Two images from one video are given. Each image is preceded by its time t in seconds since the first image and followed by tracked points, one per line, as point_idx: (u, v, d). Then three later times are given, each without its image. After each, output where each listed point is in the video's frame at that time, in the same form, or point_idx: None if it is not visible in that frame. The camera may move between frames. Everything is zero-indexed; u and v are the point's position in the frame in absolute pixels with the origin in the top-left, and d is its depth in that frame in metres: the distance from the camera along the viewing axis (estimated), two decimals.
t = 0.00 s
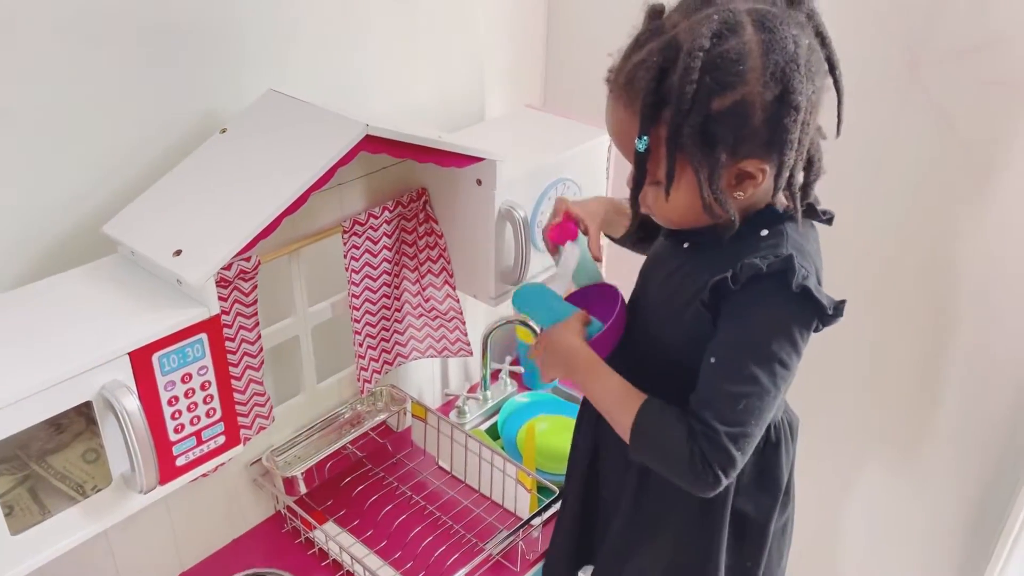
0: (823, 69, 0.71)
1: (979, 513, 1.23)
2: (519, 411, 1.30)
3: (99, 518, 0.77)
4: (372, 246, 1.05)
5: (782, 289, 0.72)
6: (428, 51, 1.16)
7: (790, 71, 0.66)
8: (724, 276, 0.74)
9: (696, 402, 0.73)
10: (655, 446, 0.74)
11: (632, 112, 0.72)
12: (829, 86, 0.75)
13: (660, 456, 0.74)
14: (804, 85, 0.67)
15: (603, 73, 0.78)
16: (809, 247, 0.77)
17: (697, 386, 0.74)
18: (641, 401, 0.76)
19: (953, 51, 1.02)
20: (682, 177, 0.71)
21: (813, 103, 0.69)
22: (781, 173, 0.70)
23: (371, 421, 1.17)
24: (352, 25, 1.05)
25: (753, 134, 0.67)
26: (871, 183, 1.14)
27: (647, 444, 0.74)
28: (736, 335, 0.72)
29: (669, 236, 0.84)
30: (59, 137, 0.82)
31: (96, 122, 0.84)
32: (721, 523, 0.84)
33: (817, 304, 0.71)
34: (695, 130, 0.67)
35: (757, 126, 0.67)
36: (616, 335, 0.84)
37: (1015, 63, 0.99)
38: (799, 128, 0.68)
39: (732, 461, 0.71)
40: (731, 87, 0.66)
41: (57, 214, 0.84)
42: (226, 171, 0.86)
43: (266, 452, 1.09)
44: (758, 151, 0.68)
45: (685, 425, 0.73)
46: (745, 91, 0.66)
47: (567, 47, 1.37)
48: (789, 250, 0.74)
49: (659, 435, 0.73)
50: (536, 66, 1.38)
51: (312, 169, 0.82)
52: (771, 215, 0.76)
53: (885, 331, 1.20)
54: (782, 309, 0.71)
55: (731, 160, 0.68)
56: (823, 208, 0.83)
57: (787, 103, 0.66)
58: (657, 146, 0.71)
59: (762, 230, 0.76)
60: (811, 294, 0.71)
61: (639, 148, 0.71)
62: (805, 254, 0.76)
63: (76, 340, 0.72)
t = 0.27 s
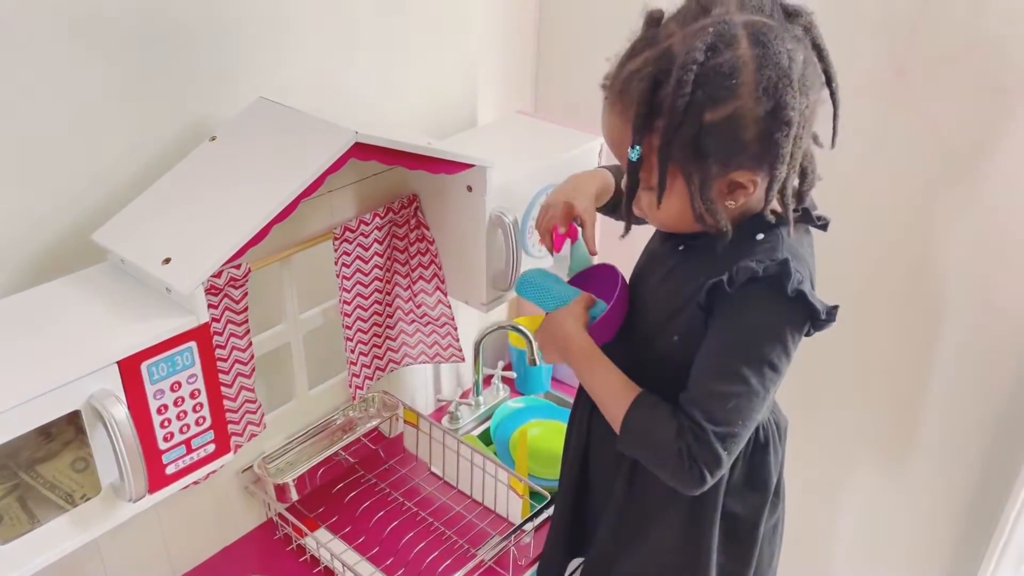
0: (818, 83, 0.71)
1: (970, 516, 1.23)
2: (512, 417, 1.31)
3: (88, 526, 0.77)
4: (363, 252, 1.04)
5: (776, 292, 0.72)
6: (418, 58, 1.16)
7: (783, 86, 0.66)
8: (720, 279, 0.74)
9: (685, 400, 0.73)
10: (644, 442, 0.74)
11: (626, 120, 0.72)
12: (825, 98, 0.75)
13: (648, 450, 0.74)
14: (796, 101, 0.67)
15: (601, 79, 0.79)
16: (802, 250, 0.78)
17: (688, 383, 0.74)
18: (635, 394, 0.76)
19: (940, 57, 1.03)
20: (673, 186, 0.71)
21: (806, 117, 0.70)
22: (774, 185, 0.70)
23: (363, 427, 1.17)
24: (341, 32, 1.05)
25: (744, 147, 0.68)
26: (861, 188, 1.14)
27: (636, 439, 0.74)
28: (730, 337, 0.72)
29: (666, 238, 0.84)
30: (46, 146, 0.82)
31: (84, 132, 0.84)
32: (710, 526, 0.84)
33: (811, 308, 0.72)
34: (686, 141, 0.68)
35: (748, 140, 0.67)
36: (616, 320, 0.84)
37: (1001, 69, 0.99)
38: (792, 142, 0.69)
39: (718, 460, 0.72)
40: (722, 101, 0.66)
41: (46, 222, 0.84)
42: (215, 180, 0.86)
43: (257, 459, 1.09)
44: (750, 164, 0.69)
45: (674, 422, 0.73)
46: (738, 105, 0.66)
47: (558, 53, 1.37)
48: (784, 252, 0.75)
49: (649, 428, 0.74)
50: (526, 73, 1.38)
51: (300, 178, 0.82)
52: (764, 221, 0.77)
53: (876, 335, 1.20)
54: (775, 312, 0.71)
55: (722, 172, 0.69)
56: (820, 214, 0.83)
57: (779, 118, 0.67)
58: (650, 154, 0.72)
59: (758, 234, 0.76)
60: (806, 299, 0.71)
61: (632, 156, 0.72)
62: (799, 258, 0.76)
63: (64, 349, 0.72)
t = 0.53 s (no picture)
0: (815, 91, 0.71)
1: (965, 518, 1.23)
2: (507, 419, 1.30)
3: (80, 531, 0.77)
4: (356, 256, 1.04)
5: (775, 303, 0.72)
6: (410, 62, 1.16)
7: (779, 92, 0.67)
8: (718, 290, 0.74)
9: (686, 411, 0.72)
10: (645, 454, 0.73)
11: (621, 123, 0.72)
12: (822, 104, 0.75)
13: (648, 462, 0.73)
14: (792, 107, 0.67)
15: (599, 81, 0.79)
16: (798, 257, 0.78)
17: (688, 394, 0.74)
18: (634, 406, 0.76)
19: (931, 59, 1.03)
20: (667, 190, 0.71)
21: (802, 124, 0.70)
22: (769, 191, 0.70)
23: (357, 432, 1.17)
24: (333, 36, 1.05)
25: (739, 153, 0.68)
26: (853, 190, 1.14)
27: (637, 451, 0.74)
28: (730, 347, 0.72)
29: (659, 245, 0.84)
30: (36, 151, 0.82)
31: (74, 137, 0.84)
32: (710, 536, 0.84)
33: (810, 319, 0.72)
34: (681, 145, 0.68)
35: (743, 146, 0.67)
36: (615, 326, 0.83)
37: (992, 71, 0.99)
38: (787, 149, 0.69)
39: (720, 472, 0.71)
40: (717, 106, 0.66)
41: (36, 227, 0.84)
42: (206, 185, 0.86)
43: (250, 465, 1.09)
44: (745, 170, 0.68)
45: (675, 434, 0.73)
46: (733, 110, 0.66)
47: (550, 57, 1.37)
48: (782, 263, 0.75)
49: (649, 440, 0.73)
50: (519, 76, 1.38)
51: (292, 182, 0.82)
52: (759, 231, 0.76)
53: (869, 337, 1.20)
54: (775, 322, 0.72)
55: (717, 177, 0.69)
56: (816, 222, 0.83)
57: (774, 124, 0.67)
58: (645, 157, 0.72)
59: (755, 242, 0.76)
60: (805, 309, 0.72)
61: (627, 160, 0.72)
62: (796, 268, 0.76)
63: (54, 355, 0.72)
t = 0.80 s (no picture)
0: (817, 89, 0.71)
1: (961, 518, 1.23)
2: (502, 422, 1.30)
3: (75, 537, 0.76)
4: (351, 259, 1.04)
5: (775, 307, 0.72)
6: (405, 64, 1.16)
7: (782, 88, 0.67)
8: (716, 294, 0.74)
9: (686, 417, 0.73)
10: (645, 460, 0.74)
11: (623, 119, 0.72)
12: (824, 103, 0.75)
13: (649, 468, 0.74)
14: (795, 104, 0.67)
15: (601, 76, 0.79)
16: (798, 263, 0.77)
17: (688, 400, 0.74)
18: (634, 413, 0.76)
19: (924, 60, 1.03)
20: (668, 187, 0.71)
21: (804, 122, 0.70)
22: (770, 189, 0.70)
23: (352, 435, 1.16)
24: (327, 38, 1.05)
25: (740, 149, 0.68)
26: (847, 192, 1.14)
27: (638, 458, 0.74)
28: (729, 352, 0.72)
29: (659, 247, 0.84)
30: (30, 154, 0.82)
31: (67, 140, 0.84)
32: (707, 541, 0.84)
33: (809, 324, 0.71)
34: (683, 140, 0.68)
35: (745, 142, 0.68)
36: (613, 335, 0.84)
37: (985, 72, 1.00)
38: (789, 146, 0.69)
39: (721, 477, 0.72)
40: (720, 101, 0.66)
41: (29, 231, 0.84)
42: (201, 188, 0.86)
43: (245, 469, 1.08)
44: (745, 167, 0.69)
45: (676, 440, 0.73)
46: (735, 105, 0.66)
47: (545, 59, 1.37)
48: (781, 266, 0.74)
49: (649, 446, 0.74)
50: (514, 78, 1.38)
51: (286, 185, 0.82)
52: (760, 234, 0.77)
53: (864, 338, 1.20)
54: (774, 327, 0.71)
55: (718, 174, 0.69)
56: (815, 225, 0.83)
57: (777, 119, 0.67)
58: (646, 152, 0.72)
59: (754, 246, 0.76)
60: (805, 313, 0.71)
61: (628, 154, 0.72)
62: (797, 271, 0.76)
63: (47, 359, 0.72)
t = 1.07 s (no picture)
0: (812, 85, 0.71)
1: (956, 518, 1.24)
2: (498, 424, 1.30)
3: (67, 542, 0.76)
4: (345, 261, 1.04)
5: (770, 305, 0.72)
6: (398, 66, 1.16)
7: (778, 82, 0.67)
8: (712, 292, 0.75)
9: (681, 415, 0.72)
10: (640, 459, 0.73)
11: (620, 115, 0.72)
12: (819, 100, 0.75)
13: (645, 469, 0.73)
14: (791, 98, 0.67)
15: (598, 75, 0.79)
16: (795, 263, 0.78)
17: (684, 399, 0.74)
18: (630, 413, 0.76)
19: (915, 62, 1.04)
20: (666, 182, 0.71)
21: (800, 116, 0.69)
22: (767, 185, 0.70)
23: (346, 439, 1.17)
24: (320, 40, 1.05)
25: (737, 144, 0.68)
26: (840, 193, 1.14)
27: (633, 456, 0.74)
28: (725, 349, 0.72)
29: (656, 248, 0.84)
30: (22, 157, 0.82)
31: (60, 143, 0.84)
32: (706, 543, 0.83)
33: (805, 322, 0.71)
34: (680, 133, 0.68)
35: (741, 136, 0.67)
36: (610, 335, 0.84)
37: (976, 72, 1.00)
38: (785, 141, 0.69)
39: (717, 477, 0.71)
40: (716, 94, 0.66)
41: (21, 235, 0.83)
42: (193, 191, 0.86)
43: (239, 472, 1.08)
44: (742, 162, 0.69)
45: (671, 439, 0.73)
46: (731, 99, 0.66)
47: (538, 61, 1.37)
48: (777, 265, 0.75)
49: (645, 446, 0.73)
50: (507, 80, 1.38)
51: (280, 187, 0.82)
52: (759, 231, 0.77)
53: (858, 339, 1.21)
54: (770, 325, 0.72)
55: (715, 168, 0.69)
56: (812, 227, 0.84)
57: (773, 113, 0.67)
58: (644, 148, 0.72)
59: (750, 246, 0.77)
60: (800, 311, 0.71)
61: (626, 149, 0.72)
62: (793, 271, 0.76)
63: (39, 363, 0.71)
